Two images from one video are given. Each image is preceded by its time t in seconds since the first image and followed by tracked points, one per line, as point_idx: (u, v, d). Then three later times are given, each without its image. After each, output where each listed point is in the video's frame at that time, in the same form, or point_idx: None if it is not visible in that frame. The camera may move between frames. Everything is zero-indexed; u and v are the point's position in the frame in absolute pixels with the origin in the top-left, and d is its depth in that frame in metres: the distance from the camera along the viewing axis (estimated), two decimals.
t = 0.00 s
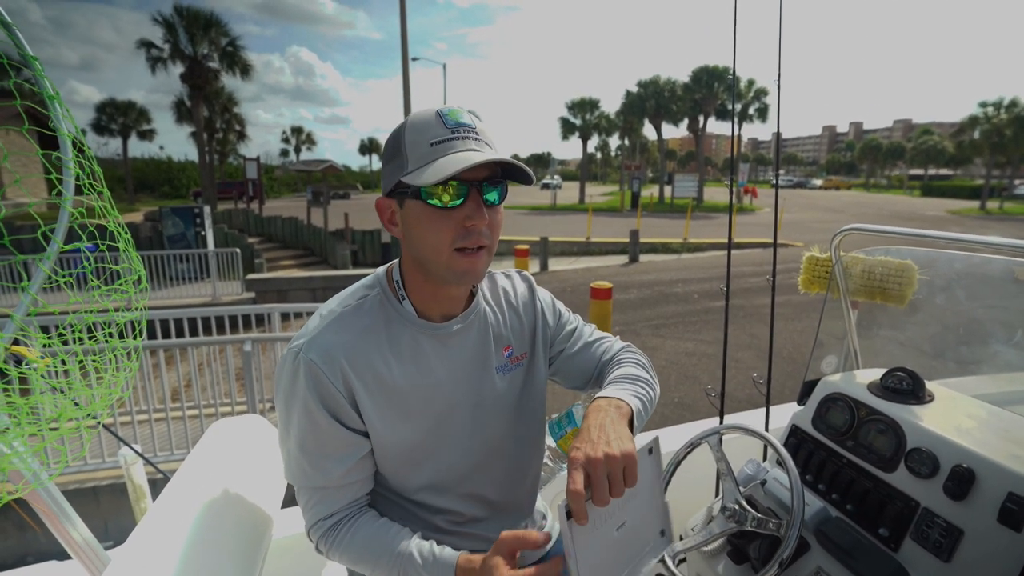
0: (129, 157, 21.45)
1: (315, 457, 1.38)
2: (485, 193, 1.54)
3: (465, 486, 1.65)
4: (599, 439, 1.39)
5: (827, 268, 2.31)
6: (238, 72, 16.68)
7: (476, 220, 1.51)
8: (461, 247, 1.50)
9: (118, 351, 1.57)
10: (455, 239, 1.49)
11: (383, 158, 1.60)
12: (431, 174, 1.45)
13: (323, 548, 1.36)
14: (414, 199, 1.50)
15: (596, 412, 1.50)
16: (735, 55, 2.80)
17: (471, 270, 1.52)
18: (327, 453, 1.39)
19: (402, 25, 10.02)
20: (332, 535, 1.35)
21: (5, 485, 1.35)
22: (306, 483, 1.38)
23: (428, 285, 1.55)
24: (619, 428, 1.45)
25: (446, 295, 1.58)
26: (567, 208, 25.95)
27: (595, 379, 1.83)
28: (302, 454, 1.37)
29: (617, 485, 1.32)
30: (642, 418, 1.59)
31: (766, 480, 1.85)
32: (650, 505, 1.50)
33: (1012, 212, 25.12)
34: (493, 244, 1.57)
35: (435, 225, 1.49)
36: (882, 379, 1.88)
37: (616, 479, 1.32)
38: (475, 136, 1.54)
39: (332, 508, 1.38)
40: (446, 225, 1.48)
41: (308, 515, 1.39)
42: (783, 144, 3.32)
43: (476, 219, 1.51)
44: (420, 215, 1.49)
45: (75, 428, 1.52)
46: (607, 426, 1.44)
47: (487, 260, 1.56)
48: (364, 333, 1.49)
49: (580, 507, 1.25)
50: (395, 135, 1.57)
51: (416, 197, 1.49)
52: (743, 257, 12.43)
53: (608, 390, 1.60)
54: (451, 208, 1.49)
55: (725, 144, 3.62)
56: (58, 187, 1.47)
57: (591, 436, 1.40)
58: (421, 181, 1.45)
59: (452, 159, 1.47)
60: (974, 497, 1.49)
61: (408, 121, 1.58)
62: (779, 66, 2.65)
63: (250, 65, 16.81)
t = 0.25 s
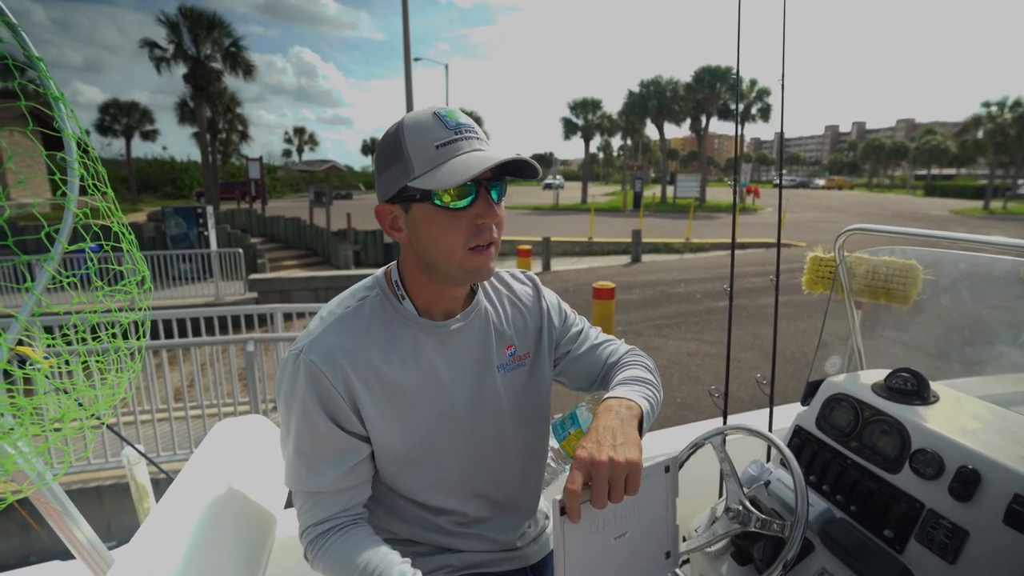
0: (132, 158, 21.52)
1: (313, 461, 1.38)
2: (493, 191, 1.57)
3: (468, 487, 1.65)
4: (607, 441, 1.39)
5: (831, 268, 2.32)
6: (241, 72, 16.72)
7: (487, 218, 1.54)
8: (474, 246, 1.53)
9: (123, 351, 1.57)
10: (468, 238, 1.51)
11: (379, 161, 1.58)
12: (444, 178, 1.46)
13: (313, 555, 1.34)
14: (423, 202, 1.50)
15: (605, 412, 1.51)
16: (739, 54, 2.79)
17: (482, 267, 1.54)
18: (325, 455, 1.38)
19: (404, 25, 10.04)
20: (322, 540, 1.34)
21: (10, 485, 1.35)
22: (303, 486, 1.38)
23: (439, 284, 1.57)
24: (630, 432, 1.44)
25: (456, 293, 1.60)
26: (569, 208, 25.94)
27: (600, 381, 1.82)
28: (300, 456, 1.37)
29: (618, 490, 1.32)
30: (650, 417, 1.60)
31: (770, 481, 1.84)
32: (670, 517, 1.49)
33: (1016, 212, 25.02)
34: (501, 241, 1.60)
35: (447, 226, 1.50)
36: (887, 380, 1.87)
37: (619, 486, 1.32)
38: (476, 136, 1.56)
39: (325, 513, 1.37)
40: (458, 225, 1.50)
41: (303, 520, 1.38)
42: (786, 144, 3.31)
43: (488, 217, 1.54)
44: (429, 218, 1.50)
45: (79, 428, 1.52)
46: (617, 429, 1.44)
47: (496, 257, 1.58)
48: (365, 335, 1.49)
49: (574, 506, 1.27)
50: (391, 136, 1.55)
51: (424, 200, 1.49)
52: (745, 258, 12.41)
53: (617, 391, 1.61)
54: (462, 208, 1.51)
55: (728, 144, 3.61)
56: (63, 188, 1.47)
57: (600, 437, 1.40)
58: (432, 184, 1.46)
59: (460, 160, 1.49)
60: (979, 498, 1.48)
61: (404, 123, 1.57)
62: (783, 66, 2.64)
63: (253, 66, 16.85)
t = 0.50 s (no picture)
0: (133, 160, 21.56)
1: (308, 463, 1.37)
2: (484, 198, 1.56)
3: (466, 488, 1.64)
4: (604, 437, 1.38)
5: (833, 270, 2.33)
6: (242, 74, 16.74)
7: (478, 225, 1.53)
8: (465, 252, 1.52)
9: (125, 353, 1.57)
10: (458, 244, 1.51)
11: (371, 164, 1.59)
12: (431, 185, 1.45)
13: (300, 557, 1.30)
14: (412, 207, 1.50)
15: (603, 410, 1.50)
16: (740, 56, 2.80)
17: (472, 272, 1.54)
18: (321, 458, 1.37)
19: (405, 28, 10.06)
20: (310, 541, 1.30)
21: (12, 487, 1.35)
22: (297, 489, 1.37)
23: (430, 288, 1.57)
24: (627, 429, 1.44)
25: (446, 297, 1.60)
26: (570, 210, 25.95)
27: (599, 380, 1.82)
28: (296, 458, 1.36)
29: (612, 485, 1.32)
30: (649, 416, 1.60)
31: (772, 483, 1.85)
32: (656, 515, 1.50)
33: (1017, 212, 25.00)
34: (492, 246, 1.59)
35: (437, 231, 1.49)
36: (889, 380, 1.87)
37: (614, 481, 1.32)
38: (468, 141, 1.55)
39: (315, 514, 1.34)
40: (448, 231, 1.50)
41: (293, 522, 1.35)
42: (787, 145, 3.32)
43: (478, 224, 1.53)
44: (419, 223, 1.50)
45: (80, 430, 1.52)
46: (614, 426, 1.44)
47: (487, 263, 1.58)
48: (361, 337, 1.49)
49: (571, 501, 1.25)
50: (383, 139, 1.55)
51: (414, 205, 1.49)
52: (746, 259, 12.40)
53: (616, 390, 1.61)
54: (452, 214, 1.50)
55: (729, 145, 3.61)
56: (66, 191, 1.48)
57: (597, 433, 1.40)
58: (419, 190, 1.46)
59: (448, 166, 1.48)
60: (981, 500, 1.48)
61: (397, 127, 1.57)
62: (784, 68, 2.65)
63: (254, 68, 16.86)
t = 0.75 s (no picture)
0: (135, 160, 21.59)
1: (309, 466, 1.37)
2: (463, 192, 1.54)
3: (466, 490, 1.65)
4: (599, 439, 1.38)
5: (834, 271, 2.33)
6: (243, 75, 16.76)
7: (455, 219, 1.51)
8: (443, 247, 1.51)
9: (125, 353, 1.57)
10: (435, 238, 1.50)
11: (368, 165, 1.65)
12: (401, 180, 1.46)
13: (306, 558, 1.30)
14: (393, 204, 1.52)
15: (600, 411, 1.50)
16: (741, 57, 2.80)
17: (454, 268, 1.52)
18: (322, 460, 1.37)
19: (406, 29, 10.06)
20: (315, 542, 1.30)
21: (12, 487, 1.35)
22: (299, 491, 1.36)
23: (416, 286, 1.58)
24: (623, 430, 1.44)
25: (434, 295, 1.59)
26: (571, 210, 25.96)
27: (597, 380, 1.82)
28: (296, 461, 1.36)
29: (607, 489, 1.32)
30: (646, 415, 1.60)
31: (772, 484, 1.84)
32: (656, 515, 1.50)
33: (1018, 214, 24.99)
34: (477, 240, 1.57)
35: (415, 227, 1.50)
36: (890, 382, 1.87)
37: (608, 484, 1.32)
38: (448, 136, 1.54)
39: (319, 515, 1.34)
40: (425, 226, 1.50)
41: (297, 524, 1.35)
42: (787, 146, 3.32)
43: (455, 218, 1.51)
44: (399, 220, 1.52)
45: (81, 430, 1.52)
46: (610, 427, 1.44)
47: (471, 258, 1.55)
48: (360, 339, 1.49)
49: (565, 504, 1.27)
50: (376, 140, 1.60)
51: (394, 202, 1.51)
52: (747, 260, 12.40)
53: (613, 390, 1.61)
54: (429, 209, 1.50)
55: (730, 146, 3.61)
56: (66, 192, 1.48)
57: (592, 434, 1.40)
58: (394, 186, 1.48)
59: (420, 161, 1.48)
60: (982, 501, 1.48)
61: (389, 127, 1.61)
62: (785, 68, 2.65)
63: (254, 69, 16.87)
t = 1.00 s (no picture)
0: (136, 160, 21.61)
1: (310, 465, 1.37)
2: (448, 189, 1.54)
3: (466, 489, 1.65)
4: (595, 436, 1.39)
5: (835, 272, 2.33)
6: (245, 75, 16.77)
7: (441, 217, 1.51)
8: (432, 245, 1.52)
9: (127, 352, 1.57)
10: (423, 237, 1.51)
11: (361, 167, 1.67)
12: (386, 180, 1.47)
13: (312, 554, 1.32)
14: (382, 204, 1.53)
15: (597, 409, 1.50)
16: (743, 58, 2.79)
17: (444, 267, 1.53)
18: (323, 459, 1.38)
19: (408, 29, 10.06)
20: (320, 540, 1.32)
21: (16, 486, 1.36)
22: (301, 490, 1.37)
23: (410, 285, 1.59)
24: (621, 428, 1.44)
25: (428, 295, 1.59)
26: (572, 211, 25.96)
27: (595, 379, 1.82)
28: (297, 460, 1.37)
29: (601, 487, 1.33)
30: (645, 414, 1.60)
31: (773, 485, 1.84)
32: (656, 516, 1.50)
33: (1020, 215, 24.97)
34: (467, 238, 1.57)
35: (403, 226, 1.51)
36: (891, 383, 1.86)
37: (602, 481, 1.33)
38: (432, 134, 1.53)
39: (325, 513, 1.36)
40: (413, 226, 1.50)
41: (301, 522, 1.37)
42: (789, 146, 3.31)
43: (440, 215, 1.51)
44: (388, 220, 1.53)
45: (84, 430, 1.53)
46: (608, 425, 1.44)
47: (462, 255, 1.56)
48: (359, 338, 1.49)
49: (564, 500, 1.27)
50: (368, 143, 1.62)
51: (382, 202, 1.52)
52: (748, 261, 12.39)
53: (611, 389, 1.61)
54: (416, 208, 1.50)
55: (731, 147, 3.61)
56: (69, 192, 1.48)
57: (590, 432, 1.40)
58: (379, 187, 1.49)
59: (403, 160, 1.48)
60: (984, 503, 1.48)
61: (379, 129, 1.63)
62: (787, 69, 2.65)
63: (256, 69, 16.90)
